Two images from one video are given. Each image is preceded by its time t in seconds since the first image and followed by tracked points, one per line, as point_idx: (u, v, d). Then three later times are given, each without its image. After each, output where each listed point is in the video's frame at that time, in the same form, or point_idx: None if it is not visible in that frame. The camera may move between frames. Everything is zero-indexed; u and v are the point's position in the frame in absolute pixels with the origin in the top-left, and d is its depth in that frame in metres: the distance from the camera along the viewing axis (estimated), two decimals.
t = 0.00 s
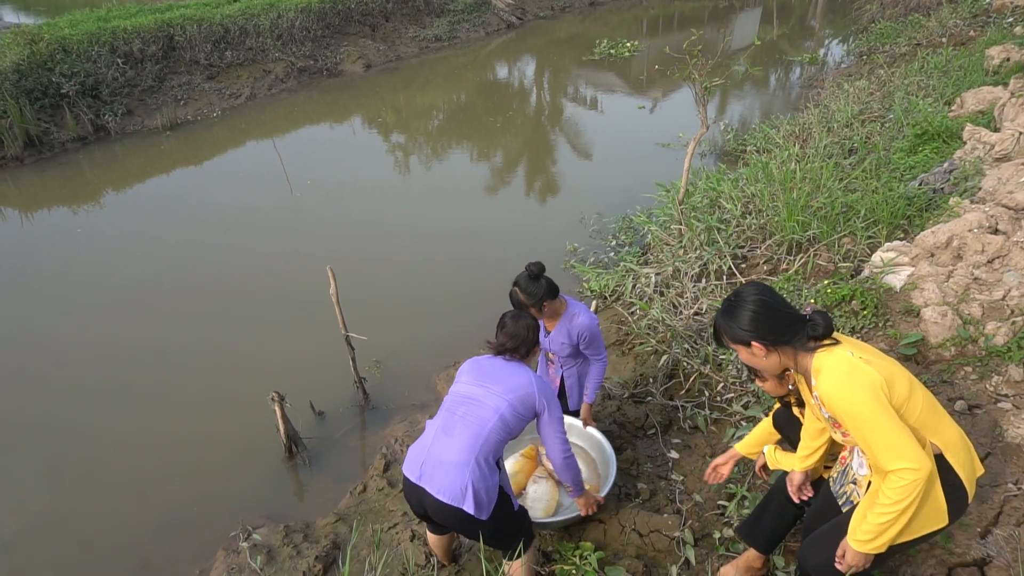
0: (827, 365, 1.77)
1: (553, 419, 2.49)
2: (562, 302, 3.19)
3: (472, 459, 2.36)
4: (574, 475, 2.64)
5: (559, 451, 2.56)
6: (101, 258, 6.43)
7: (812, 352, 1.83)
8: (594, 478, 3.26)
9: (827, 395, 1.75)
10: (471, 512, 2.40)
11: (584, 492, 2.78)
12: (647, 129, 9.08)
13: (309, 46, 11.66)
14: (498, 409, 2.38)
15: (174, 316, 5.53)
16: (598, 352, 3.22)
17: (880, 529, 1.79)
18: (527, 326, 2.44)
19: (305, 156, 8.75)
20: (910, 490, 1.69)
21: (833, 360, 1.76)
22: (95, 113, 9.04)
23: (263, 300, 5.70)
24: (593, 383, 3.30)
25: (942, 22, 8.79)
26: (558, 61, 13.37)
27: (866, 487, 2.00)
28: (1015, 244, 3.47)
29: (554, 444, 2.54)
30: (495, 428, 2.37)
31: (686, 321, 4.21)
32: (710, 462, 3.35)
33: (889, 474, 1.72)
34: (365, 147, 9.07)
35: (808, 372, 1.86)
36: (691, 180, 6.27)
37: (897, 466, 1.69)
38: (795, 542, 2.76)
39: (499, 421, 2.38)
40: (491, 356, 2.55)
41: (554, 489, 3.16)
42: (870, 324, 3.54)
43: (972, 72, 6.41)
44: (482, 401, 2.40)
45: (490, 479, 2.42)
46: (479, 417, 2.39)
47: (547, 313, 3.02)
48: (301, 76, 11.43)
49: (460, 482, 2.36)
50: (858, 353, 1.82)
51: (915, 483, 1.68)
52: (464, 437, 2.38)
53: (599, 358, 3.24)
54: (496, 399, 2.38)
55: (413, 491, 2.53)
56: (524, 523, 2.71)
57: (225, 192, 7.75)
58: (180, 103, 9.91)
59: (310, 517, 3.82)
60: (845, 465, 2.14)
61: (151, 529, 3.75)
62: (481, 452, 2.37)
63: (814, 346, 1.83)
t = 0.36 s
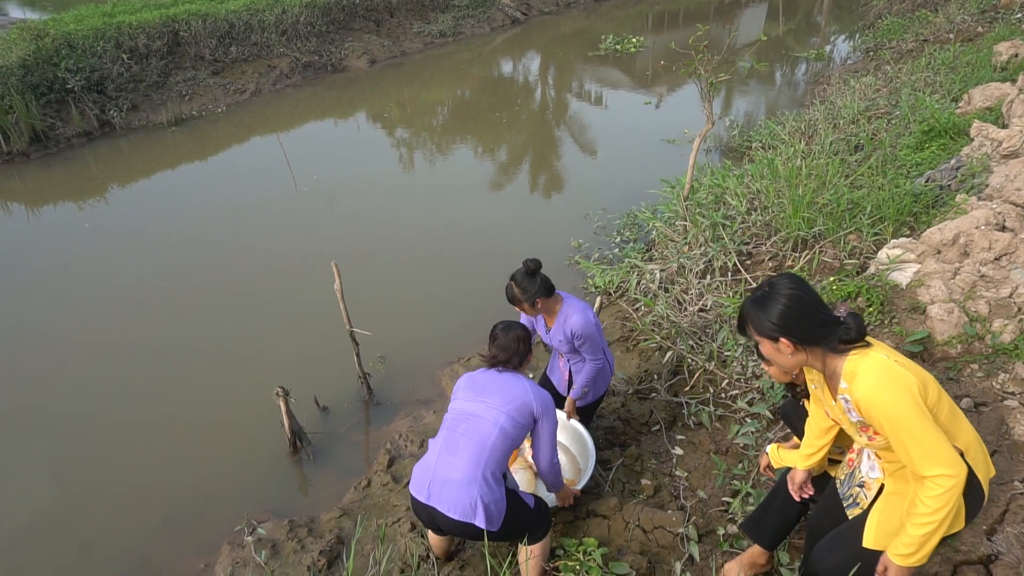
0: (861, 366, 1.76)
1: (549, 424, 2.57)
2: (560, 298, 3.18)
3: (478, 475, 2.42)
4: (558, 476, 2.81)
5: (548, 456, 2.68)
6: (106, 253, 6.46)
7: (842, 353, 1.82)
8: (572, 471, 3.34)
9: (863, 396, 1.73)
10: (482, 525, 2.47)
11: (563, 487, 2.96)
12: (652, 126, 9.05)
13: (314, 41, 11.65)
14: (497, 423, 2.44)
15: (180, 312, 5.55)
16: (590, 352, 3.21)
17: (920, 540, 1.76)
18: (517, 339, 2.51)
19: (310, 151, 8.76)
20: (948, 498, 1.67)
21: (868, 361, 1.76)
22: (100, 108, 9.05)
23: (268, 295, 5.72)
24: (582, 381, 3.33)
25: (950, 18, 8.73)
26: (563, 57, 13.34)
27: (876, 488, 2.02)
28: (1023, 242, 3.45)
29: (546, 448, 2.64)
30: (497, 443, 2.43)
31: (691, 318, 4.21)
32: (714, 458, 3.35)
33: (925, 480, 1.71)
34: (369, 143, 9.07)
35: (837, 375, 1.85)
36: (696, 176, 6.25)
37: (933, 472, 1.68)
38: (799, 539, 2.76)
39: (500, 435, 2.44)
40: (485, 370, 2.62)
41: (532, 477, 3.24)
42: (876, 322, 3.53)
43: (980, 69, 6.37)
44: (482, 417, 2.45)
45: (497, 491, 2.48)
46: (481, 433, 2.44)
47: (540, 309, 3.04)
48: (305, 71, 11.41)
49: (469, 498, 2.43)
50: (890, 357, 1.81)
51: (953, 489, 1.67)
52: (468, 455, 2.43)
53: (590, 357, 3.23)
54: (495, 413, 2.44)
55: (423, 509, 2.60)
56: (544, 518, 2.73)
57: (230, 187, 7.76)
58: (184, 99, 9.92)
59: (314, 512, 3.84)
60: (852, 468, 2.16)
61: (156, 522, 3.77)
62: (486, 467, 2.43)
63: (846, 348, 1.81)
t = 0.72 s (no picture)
0: (947, 377, 1.55)
1: (545, 421, 2.64)
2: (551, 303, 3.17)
3: (481, 476, 2.46)
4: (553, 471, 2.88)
5: (543, 452, 2.75)
6: (111, 248, 6.48)
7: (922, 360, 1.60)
8: (561, 468, 3.32)
9: (948, 407, 1.52)
10: (488, 526, 2.51)
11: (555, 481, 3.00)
12: (656, 121, 9.03)
13: (318, 36, 11.64)
14: (496, 425, 2.48)
15: (184, 306, 5.57)
16: (577, 360, 3.19)
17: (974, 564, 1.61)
18: (509, 345, 2.56)
19: (314, 146, 8.76)
20: (1018, 527, 1.51)
21: (953, 371, 1.55)
22: (105, 103, 9.07)
23: (272, 290, 5.74)
24: (571, 384, 3.31)
25: (956, 14, 8.69)
26: (567, 52, 13.31)
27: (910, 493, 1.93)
28: None
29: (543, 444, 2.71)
30: (499, 443, 2.47)
31: (693, 314, 4.21)
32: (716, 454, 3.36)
33: (992, 503, 1.54)
34: (373, 138, 9.08)
35: (907, 380, 1.64)
36: (700, 172, 6.24)
37: (1005, 495, 1.51)
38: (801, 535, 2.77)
39: (501, 435, 2.48)
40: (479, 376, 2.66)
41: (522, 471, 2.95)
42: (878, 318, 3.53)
43: (985, 65, 6.34)
44: (482, 420, 2.50)
45: (501, 490, 2.53)
46: (481, 435, 2.48)
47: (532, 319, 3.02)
48: (309, 66, 11.42)
49: (474, 500, 2.47)
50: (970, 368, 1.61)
51: None
52: (470, 458, 2.48)
53: (577, 366, 3.22)
54: (495, 415, 2.49)
55: (428, 514, 2.63)
56: (550, 512, 2.77)
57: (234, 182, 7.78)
58: (189, 94, 9.94)
59: (317, 506, 3.86)
60: (880, 472, 2.08)
61: (161, 515, 3.80)
62: (490, 468, 2.47)
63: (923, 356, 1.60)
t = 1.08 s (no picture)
0: None
1: (538, 413, 2.71)
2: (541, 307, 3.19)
3: (478, 461, 2.50)
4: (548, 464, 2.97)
5: (537, 444, 2.83)
6: (116, 244, 6.51)
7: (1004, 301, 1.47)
8: (557, 457, 3.39)
9: (1012, 355, 1.37)
10: (485, 511, 2.52)
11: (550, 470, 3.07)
12: (659, 118, 9.02)
13: (321, 33, 11.64)
14: (491, 412, 2.55)
15: (188, 302, 5.60)
16: (567, 363, 3.24)
17: (992, 551, 1.44)
18: (502, 344, 2.66)
19: (317, 143, 8.78)
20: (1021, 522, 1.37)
21: None
22: (109, 99, 9.09)
23: (275, 286, 5.76)
24: (562, 383, 3.41)
25: (961, 11, 8.65)
26: (570, 49, 13.29)
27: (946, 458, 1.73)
28: None
29: (537, 436, 2.78)
30: (495, 430, 2.53)
31: (695, 311, 4.22)
32: (717, 451, 3.37)
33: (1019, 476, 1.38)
34: (376, 135, 9.08)
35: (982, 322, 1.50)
36: (702, 169, 6.24)
37: None
38: (801, 531, 2.78)
39: (496, 423, 2.54)
40: (474, 372, 2.76)
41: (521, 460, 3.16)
42: (880, 316, 3.54)
43: (990, 62, 6.32)
44: (478, 408, 2.56)
45: (497, 477, 2.56)
46: (477, 422, 2.54)
47: (522, 326, 3.04)
48: (313, 63, 11.43)
49: (471, 485, 2.50)
50: None
51: None
52: (467, 443, 2.52)
53: (567, 368, 3.27)
54: (490, 404, 2.56)
55: (425, 503, 2.65)
56: (548, 504, 2.77)
57: (238, 179, 7.79)
58: (192, 90, 9.96)
59: (319, 501, 3.89)
60: (933, 438, 1.83)
61: (165, 510, 3.83)
62: (486, 453, 2.51)
63: (1009, 298, 1.47)
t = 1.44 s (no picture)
0: None
1: (530, 401, 2.73)
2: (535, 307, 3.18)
3: (471, 444, 2.51)
4: (544, 454, 2.99)
5: (532, 433, 2.85)
6: (120, 241, 6.54)
7: None
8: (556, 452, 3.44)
9: None
10: (479, 494, 2.52)
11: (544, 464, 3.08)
12: (663, 116, 9.02)
13: (325, 31, 11.64)
14: (482, 397, 2.56)
15: (192, 299, 5.62)
16: (562, 362, 3.24)
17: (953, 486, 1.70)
18: (493, 334, 2.68)
19: (321, 140, 8.79)
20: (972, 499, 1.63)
21: None
22: (114, 96, 9.12)
23: (279, 283, 5.79)
24: (559, 381, 3.43)
25: (966, 9, 8.62)
26: (574, 47, 13.27)
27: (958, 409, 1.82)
28: None
29: (530, 424, 2.79)
30: (487, 414, 2.55)
31: (698, 309, 4.22)
32: (718, 449, 3.38)
33: None
34: (379, 132, 9.09)
35: None
36: (706, 168, 6.24)
37: None
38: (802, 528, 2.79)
39: (489, 408, 2.56)
40: (466, 362, 2.78)
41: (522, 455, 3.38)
42: (882, 314, 3.54)
43: (995, 60, 6.30)
44: (470, 393, 2.58)
45: (491, 461, 2.57)
46: (469, 406, 2.55)
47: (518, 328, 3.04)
48: (316, 60, 11.44)
49: (465, 468, 2.50)
50: None
51: None
52: (460, 427, 2.53)
53: (563, 367, 3.28)
54: (482, 389, 2.58)
55: (419, 489, 2.64)
56: (537, 495, 2.77)
57: (242, 176, 7.81)
58: (196, 87, 9.98)
59: (322, 498, 3.91)
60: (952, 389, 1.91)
61: (169, 505, 3.86)
62: (479, 437, 2.52)
63: None
